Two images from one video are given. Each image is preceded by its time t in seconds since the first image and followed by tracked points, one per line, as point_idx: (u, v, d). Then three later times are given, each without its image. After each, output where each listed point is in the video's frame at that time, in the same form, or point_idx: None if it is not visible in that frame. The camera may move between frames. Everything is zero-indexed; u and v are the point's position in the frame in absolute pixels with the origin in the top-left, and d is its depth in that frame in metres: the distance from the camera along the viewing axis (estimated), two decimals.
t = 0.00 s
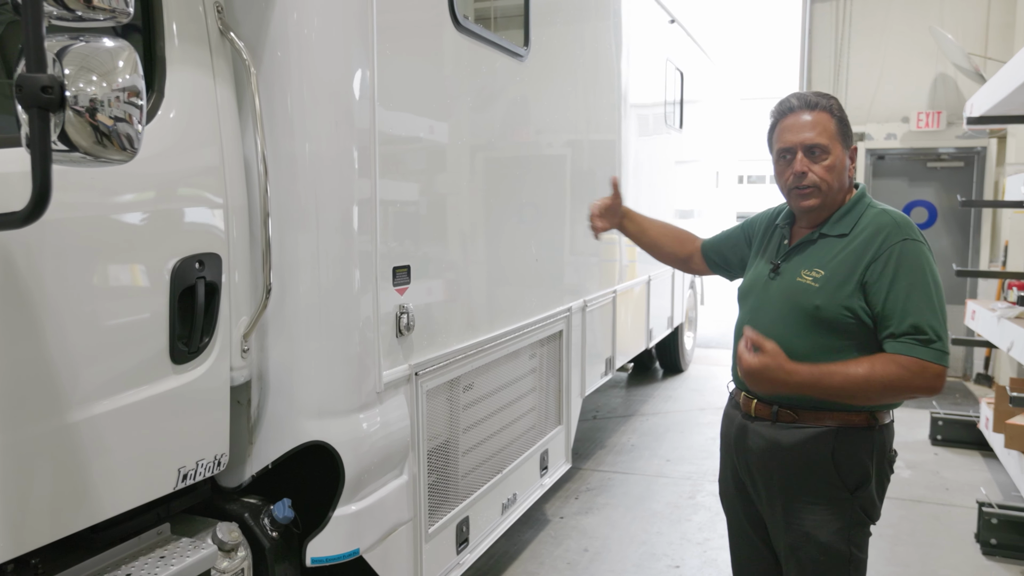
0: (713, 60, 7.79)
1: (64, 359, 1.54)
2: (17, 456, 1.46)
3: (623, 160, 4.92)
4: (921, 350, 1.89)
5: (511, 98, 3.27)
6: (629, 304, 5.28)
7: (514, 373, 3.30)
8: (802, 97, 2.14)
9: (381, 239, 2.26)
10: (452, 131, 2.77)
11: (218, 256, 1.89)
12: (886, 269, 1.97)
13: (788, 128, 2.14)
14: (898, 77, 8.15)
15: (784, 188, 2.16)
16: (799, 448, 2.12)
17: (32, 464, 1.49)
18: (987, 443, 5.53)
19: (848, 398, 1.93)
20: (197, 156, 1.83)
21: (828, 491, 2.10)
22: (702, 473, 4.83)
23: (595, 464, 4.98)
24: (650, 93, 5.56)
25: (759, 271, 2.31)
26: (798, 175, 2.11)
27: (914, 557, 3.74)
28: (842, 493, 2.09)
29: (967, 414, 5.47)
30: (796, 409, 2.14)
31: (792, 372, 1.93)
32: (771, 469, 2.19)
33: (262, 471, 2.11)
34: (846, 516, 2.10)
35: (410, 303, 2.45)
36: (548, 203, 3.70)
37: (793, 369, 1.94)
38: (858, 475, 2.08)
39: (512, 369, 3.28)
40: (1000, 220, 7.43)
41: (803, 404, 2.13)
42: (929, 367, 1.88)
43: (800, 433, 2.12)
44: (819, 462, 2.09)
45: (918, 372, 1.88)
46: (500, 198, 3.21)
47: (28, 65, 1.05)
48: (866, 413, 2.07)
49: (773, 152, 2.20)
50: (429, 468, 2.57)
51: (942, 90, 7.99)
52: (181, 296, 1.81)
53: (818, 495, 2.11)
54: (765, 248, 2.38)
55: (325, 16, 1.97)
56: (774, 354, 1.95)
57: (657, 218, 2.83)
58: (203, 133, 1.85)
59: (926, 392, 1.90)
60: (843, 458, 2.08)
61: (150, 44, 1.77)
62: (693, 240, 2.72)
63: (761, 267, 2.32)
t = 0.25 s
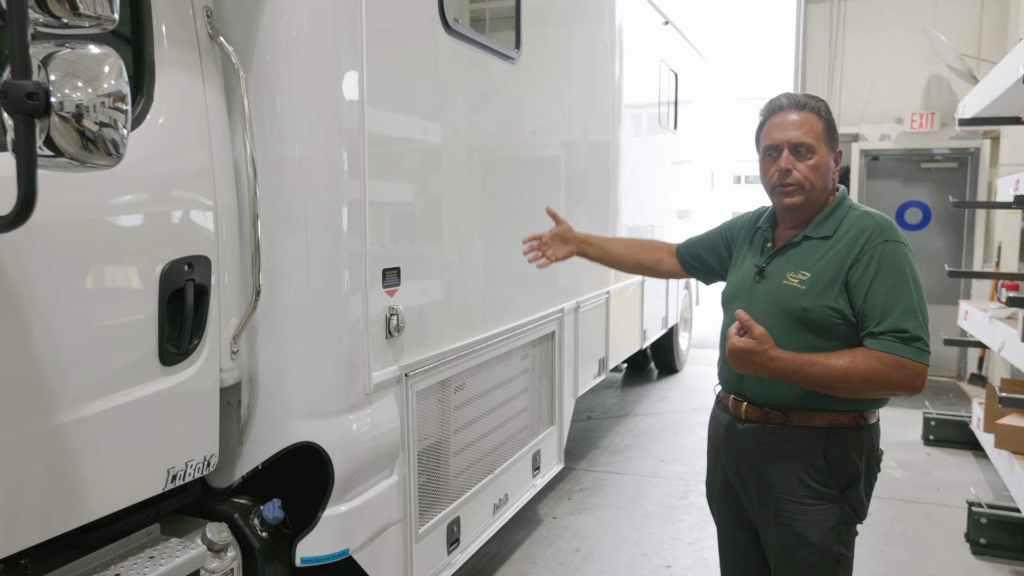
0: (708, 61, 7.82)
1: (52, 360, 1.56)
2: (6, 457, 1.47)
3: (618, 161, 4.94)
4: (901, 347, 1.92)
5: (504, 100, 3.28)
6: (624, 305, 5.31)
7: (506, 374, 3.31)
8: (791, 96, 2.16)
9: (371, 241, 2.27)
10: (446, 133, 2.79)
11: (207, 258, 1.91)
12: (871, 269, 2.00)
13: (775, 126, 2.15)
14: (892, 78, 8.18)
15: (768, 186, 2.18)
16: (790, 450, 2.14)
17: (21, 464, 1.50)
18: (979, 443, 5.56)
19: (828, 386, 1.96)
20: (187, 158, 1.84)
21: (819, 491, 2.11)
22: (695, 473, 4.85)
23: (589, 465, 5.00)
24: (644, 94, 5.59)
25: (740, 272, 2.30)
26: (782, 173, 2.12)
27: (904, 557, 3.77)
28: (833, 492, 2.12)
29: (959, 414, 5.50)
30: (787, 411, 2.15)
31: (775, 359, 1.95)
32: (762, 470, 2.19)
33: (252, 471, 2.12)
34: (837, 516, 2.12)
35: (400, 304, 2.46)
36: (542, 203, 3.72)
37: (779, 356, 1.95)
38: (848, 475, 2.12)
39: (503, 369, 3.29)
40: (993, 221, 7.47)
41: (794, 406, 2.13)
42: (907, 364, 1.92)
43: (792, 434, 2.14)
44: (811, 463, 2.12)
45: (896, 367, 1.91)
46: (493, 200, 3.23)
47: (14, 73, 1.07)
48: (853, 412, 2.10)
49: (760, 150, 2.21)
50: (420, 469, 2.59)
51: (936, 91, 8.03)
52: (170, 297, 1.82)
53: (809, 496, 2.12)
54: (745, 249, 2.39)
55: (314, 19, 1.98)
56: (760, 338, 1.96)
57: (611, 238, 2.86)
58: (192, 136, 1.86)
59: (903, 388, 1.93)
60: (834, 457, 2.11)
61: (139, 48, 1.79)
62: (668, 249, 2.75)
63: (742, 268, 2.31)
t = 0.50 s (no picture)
0: (703, 62, 7.86)
1: (43, 359, 1.58)
2: None
3: (612, 161, 4.97)
4: (905, 345, 1.96)
5: (498, 101, 3.31)
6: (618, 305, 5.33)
7: (498, 374, 3.33)
8: (774, 99, 2.20)
9: (361, 241, 2.29)
10: (440, 134, 2.81)
11: (198, 259, 1.93)
12: (857, 269, 2.03)
13: (758, 129, 2.19)
14: (886, 79, 8.22)
15: (750, 188, 2.21)
16: (778, 450, 2.16)
17: (12, 462, 1.52)
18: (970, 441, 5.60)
19: (841, 389, 1.97)
20: (177, 160, 1.86)
21: (807, 488, 2.14)
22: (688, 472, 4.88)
23: (582, 464, 5.02)
24: (639, 95, 5.61)
25: (726, 277, 2.33)
26: (764, 176, 2.15)
27: (893, 554, 3.80)
28: (820, 490, 2.15)
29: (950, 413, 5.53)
30: (775, 411, 2.17)
31: (787, 371, 1.93)
32: (751, 470, 2.20)
33: (243, 470, 2.14)
34: (825, 513, 2.15)
35: (391, 304, 2.48)
36: (536, 204, 3.74)
37: (790, 367, 1.94)
38: (837, 471, 2.15)
39: (495, 369, 3.31)
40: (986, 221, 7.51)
41: (781, 406, 2.16)
42: (912, 362, 1.96)
43: (780, 434, 2.16)
44: (799, 462, 2.14)
45: (902, 365, 1.95)
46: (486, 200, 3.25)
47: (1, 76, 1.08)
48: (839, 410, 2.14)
49: (742, 152, 2.25)
50: (411, 468, 2.61)
51: (929, 92, 8.07)
52: (160, 297, 1.84)
53: (798, 494, 2.14)
54: (728, 253, 2.40)
55: (304, 21, 2.01)
56: (775, 352, 1.92)
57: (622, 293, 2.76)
58: (183, 137, 1.88)
59: (908, 385, 1.98)
60: (822, 455, 2.14)
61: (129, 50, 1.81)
62: (673, 291, 2.77)
63: (728, 272, 2.34)
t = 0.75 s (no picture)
0: (699, 61, 7.87)
1: (37, 356, 1.59)
2: None
3: (608, 161, 4.98)
4: (884, 335, 1.97)
5: (492, 100, 3.32)
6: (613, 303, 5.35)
7: (491, 372, 3.34)
8: (746, 100, 2.22)
9: (354, 239, 2.31)
10: (436, 133, 2.82)
11: (191, 257, 1.94)
12: (835, 263, 2.05)
13: (732, 129, 2.22)
14: (882, 78, 8.24)
15: (727, 187, 2.24)
16: (765, 447, 2.18)
17: (5, 458, 1.53)
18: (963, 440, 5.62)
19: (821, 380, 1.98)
20: (170, 159, 1.88)
21: (791, 485, 2.17)
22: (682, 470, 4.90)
23: (577, 462, 5.04)
24: (634, 94, 5.63)
25: (712, 275, 2.36)
26: (738, 174, 2.19)
27: (884, 551, 3.82)
28: (805, 486, 2.17)
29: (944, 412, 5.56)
30: (759, 407, 2.19)
31: (765, 363, 1.95)
32: (738, 465, 2.22)
33: (236, 467, 2.15)
34: (810, 509, 2.18)
35: (384, 302, 2.49)
36: (532, 203, 3.76)
37: (768, 359, 1.95)
38: (819, 468, 2.18)
39: (489, 367, 3.32)
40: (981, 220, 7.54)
41: (765, 402, 2.18)
42: (891, 351, 1.97)
43: (763, 430, 2.18)
44: (785, 458, 2.16)
45: (883, 355, 1.96)
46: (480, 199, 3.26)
47: None
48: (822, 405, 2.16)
49: (718, 152, 2.28)
50: (404, 465, 2.63)
51: (924, 91, 8.09)
52: (153, 295, 1.86)
53: (782, 490, 2.17)
54: (716, 254, 2.44)
55: (296, 21, 2.02)
56: (752, 344, 1.93)
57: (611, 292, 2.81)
58: (175, 137, 1.90)
59: (889, 375, 1.99)
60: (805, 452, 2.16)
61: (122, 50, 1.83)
62: (660, 289, 2.78)
63: (715, 271, 2.36)
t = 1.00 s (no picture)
0: (695, 61, 7.90)
1: (33, 353, 1.61)
2: None
3: (604, 160, 5.00)
4: (855, 341, 1.99)
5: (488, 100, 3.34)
6: (609, 302, 5.37)
7: (486, 370, 3.36)
8: (739, 98, 2.25)
9: (348, 238, 2.33)
10: (433, 133, 2.85)
11: (185, 255, 1.96)
12: (815, 265, 2.07)
13: (722, 126, 2.25)
14: (877, 78, 8.27)
15: (713, 182, 2.28)
16: (754, 443, 2.19)
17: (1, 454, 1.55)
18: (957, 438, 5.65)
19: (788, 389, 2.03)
20: (165, 158, 1.90)
21: (772, 480, 2.19)
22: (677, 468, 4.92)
23: (573, 460, 5.07)
24: (630, 94, 5.65)
25: (699, 270, 2.39)
26: (722, 171, 2.23)
27: (877, 548, 3.85)
28: (785, 482, 2.19)
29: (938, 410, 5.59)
30: (739, 402, 2.22)
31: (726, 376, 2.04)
32: (722, 461, 2.24)
33: (231, 463, 2.18)
34: (793, 504, 2.20)
35: (378, 301, 2.51)
36: (529, 202, 3.78)
37: (728, 372, 2.04)
38: (799, 464, 2.18)
39: (484, 365, 3.34)
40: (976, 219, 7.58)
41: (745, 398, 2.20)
42: (861, 357, 1.99)
43: (743, 425, 2.21)
44: (774, 454, 2.18)
45: (851, 362, 1.99)
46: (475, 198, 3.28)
47: None
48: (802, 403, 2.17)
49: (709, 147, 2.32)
50: (398, 462, 2.65)
51: (920, 91, 8.12)
52: (148, 293, 1.88)
53: (766, 485, 2.19)
54: (704, 248, 2.47)
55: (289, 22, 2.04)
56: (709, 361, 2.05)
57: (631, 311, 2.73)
58: (170, 136, 1.92)
59: (861, 380, 2.00)
60: (788, 447, 2.18)
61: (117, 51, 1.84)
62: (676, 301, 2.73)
63: (702, 266, 2.40)
